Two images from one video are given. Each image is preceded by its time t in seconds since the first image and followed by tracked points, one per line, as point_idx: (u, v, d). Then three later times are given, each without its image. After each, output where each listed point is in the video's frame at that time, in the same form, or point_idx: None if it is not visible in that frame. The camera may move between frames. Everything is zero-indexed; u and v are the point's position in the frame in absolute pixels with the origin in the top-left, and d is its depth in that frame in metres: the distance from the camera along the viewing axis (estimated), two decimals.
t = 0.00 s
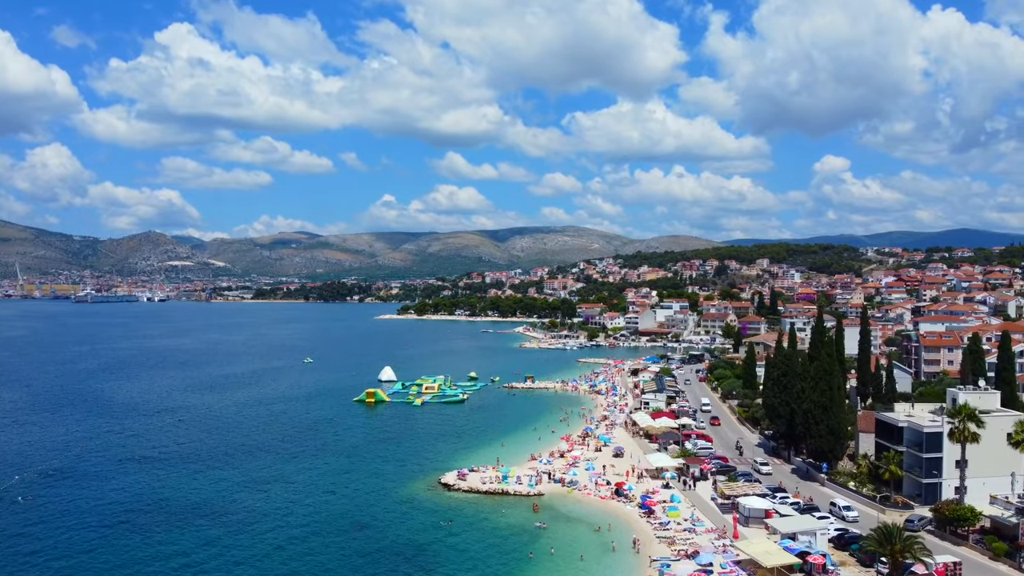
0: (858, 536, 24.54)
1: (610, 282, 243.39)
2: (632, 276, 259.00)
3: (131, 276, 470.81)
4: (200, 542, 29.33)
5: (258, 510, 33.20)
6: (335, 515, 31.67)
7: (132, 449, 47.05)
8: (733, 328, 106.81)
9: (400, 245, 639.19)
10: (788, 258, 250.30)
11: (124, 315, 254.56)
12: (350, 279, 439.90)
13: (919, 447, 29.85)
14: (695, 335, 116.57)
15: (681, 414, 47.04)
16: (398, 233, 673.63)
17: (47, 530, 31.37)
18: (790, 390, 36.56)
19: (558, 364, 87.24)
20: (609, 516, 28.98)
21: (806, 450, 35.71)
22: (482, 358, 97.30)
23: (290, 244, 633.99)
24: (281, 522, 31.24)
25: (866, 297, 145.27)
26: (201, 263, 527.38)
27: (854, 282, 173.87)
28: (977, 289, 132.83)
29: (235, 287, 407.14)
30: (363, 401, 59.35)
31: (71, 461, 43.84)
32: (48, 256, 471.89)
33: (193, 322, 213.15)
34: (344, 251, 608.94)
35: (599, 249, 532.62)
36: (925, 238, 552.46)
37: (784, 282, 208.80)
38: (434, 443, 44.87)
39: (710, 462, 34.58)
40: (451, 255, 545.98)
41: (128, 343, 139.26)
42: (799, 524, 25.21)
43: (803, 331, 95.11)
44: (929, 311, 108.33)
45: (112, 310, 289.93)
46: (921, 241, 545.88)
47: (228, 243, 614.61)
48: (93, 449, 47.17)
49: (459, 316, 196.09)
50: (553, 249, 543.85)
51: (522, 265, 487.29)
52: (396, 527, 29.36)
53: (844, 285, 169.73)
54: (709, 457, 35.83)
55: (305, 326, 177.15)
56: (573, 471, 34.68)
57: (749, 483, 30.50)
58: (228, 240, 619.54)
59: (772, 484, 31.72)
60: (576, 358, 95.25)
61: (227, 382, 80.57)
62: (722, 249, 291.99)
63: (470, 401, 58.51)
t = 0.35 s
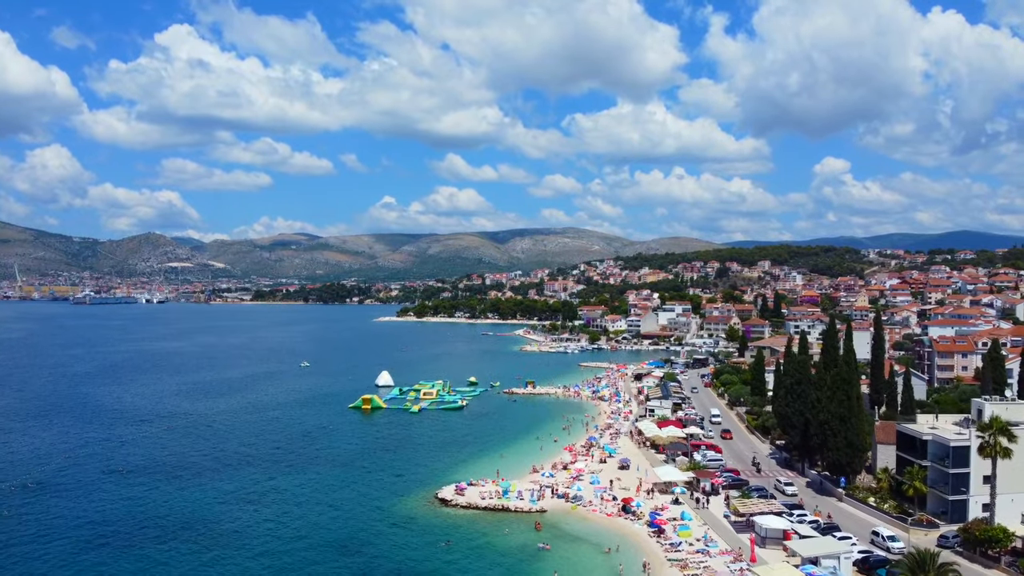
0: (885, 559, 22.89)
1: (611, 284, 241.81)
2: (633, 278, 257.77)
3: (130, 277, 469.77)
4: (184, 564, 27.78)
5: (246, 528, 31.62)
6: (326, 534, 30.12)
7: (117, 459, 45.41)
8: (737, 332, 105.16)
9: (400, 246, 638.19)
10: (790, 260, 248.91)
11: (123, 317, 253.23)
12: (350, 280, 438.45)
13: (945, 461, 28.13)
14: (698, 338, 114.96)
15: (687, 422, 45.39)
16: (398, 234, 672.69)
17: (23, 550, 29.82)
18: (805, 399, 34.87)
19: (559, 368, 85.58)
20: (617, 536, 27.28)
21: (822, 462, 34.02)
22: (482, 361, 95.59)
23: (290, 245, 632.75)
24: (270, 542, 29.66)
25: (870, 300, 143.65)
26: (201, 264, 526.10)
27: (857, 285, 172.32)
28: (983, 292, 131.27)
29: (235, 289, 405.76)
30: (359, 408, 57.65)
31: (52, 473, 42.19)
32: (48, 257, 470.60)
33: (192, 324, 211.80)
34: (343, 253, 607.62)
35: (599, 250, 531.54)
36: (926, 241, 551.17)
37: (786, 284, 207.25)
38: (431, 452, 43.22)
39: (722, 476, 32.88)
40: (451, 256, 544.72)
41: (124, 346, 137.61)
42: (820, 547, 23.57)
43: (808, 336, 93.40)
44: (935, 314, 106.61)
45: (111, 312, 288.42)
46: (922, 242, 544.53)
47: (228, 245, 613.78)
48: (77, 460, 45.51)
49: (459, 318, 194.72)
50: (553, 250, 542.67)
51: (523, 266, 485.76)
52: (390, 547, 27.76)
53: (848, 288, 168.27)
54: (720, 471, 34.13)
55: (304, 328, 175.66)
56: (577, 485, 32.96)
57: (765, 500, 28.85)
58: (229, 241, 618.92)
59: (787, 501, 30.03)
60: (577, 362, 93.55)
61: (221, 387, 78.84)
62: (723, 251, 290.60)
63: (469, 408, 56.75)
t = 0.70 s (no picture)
0: None
1: (611, 286, 240.12)
2: (634, 280, 256.07)
3: (129, 279, 468.18)
4: None
5: (234, 545, 30.03)
6: (318, 552, 28.52)
7: (102, 468, 43.74)
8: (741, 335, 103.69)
9: (399, 249, 636.69)
10: (791, 262, 247.36)
11: (120, 319, 251.61)
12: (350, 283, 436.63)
13: (973, 474, 26.47)
14: (702, 341, 113.24)
15: (695, 429, 43.83)
16: (397, 236, 671.21)
17: None
18: (821, 407, 33.25)
19: (560, 372, 83.98)
20: (626, 555, 25.62)
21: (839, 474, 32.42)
22: (482, 365, 93.86)
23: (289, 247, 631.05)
24: (260, 561, 28.08)
25: (874, 302, 142.18)
26: (200, 266, 524.43)
27: (860, 287, 170.72)
28: (989, 294, 129.73)
29: (234, 291, 404.30)
30: (355, 413, 55.93)
31: (34, 483, 40.48)
32: (47, 259, 469.17)
33: (189, 326, 210.06)
34: (343, 254, 606.14)
35: (600, 253, 530.11)
36: (926, 243, 549.71)
37: (788, 286, 205.50)
38: (428, 462, 41.53)
39: (734, 489, 31.24)
40: (451, 259, 543.29)
41: (120, 349, 135.89)
42: (846, 569, 21.97)
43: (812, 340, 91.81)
44: (942, 317, 104.99)
45: (109, 314, 286.61)
46: (922, 244, 543.32)
47: (228, 247, 612.35)
48: (61, 469, 43.81)
49: (459, 321, 193.05)
50: (553, 253, 541.20)
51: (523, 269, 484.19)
52: (385, 567, 26.17)
53: (851, 290, 166.58)
54: (732, 482, 32.49)
55: (302, 331, 173.96)
56: (582, 498, 31.32)
57: (782, 517, 27.25)
58: (228, 244, 617.41)
59: (806, 516, 28.35)
60: (578, 366, 91.88)
61: (216, 392, 77.06)
62: (724, 253, 288.94)
63: (468, 414, 55.01)
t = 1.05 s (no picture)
0: None
1: (591, 288, 239.42)
2: (614, 282, 255.49)
3: (103, 280, 460.49)
4: None
5: (196, 565, 28.17)
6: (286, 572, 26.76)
7: (60, 480, 41.42)
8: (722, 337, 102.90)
9: (378, 250, 632.25)
10: (769, 264, 248.47)
11: (93, 321, 246.81)
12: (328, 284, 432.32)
13: (978, 485, 25.24)
14: (683, 344, 112.21)
15: (681, 436, 42.40)
16: (376, 238, 667.19)
17: None
18: (814, 414, 31.81)
19: (542, 375, 82.45)
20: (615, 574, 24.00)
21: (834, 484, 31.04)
22: (461, 368, 91.87)
23: (267, 248, 624.87)
24: None
25: (853, 304, 142.45)
26: (176, 267, 516.96)
27: (839, 289, 171.27)
28: (967, 296, 130.37)
29: (209, 292, 398.85)
30: (328, 419, 53.79)
31: None
32: (18, 259, 459.88)
33: (163, 328, 206.05)
34: (321, 256, 600.97)
35: (579, 254, 529.83)
36: (900, 246, 556.48)
37: (767, 288, 205.76)
38: (404, 472, 39.61)
39: (725, 500, 29.81)
40: (430, 260, 540.11)
41: (90, 352, 132.23)
42: None
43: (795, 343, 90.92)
44: (922, 319, 104.93)
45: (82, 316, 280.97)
46: (896, 246, 550.15)
47: (204, 248, 604.75)
48: (15, 480, 41.41)
49: (438, 323, 191.03)
50: (533, 254, 540.09)
51: (502, 270, 482.66)
52: None
53: (830, 292, 166.77)
54: (723, 493, 31.00)
55: (278, 333, 170.95)
56: (566, 512, 29.64)
57: (777, 532, 25.77)
58: (204, 245, 609.64)
59: (802, 530, 26.91)
60: (559, 369, 90.42)
61: (185, 397, 74.40)
62: (703, 255, 289.70)
63: (447, 420, 53.09)
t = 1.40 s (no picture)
0: None
1: (592, 288, 237.76)
2: (615, 282, 253.81)
3: (103, 280, 459.36)
4: None
5: None
6: None
7: (42, 489, 39.78)
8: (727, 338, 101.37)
9: (378, 250, 630.35)
10: (771, 264, 246.96)
11: (91, 321, 245.22)
12: (327, 284, 430.50)
13: (1012, 498, 23.69)
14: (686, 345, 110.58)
15: (690, 441, 40.85)
16: (376, 238, 665.74)
17: None
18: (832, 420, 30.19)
19: (543, 377, 80.82)
20: None
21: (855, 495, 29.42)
22: (460, 370, 90.25)
23: (267, 248, 623.30)
24: None
25: (857, 305, 140.85)
26: (175, 267, 515.09)
27: (842, 289, 169.61)
28: (973, 296, 128.74)
29: (208, 292, 397.34)
30: (324, 423, 52.12)
31: None
32: (18, 259, 458.40)
33: (161, 329, 204.60)
34: (321, 256, 599.31)
35: (580, 255, 527.90)
36: (901, 246, 554.79)
37: (769, 289, 204.21)
38: (400, 481, 38.06)
39: (740, 513, 28.17)
40: (430, 261, 538.29)
41: (85, 352, 130.52)
42: None
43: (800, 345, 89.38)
44: (930, 319, 103.23)
45: (80, 316, 279.37)
46: (897, 247, 548.60)
47: (203, 248, 603.24)
48: None
49: (437, 323, 189.44)
50: (532, 254, 538.19)
51: (502, 271, 481.02)
52: None
53: (833, 292, 165.06)
54: (737, 505, 29.35)
55: (276, 334, 169.23)
56: (572, 525, 28.03)
57: (798, 548, 24.12)
58: (204, 245, 608.04)
59: (823, 545, 25.26)
60: (560, 370, 88.78)
61: (179, 400, 72.73)
62: (704, 255, 288.01)
63: (447, 425, 51.42)
